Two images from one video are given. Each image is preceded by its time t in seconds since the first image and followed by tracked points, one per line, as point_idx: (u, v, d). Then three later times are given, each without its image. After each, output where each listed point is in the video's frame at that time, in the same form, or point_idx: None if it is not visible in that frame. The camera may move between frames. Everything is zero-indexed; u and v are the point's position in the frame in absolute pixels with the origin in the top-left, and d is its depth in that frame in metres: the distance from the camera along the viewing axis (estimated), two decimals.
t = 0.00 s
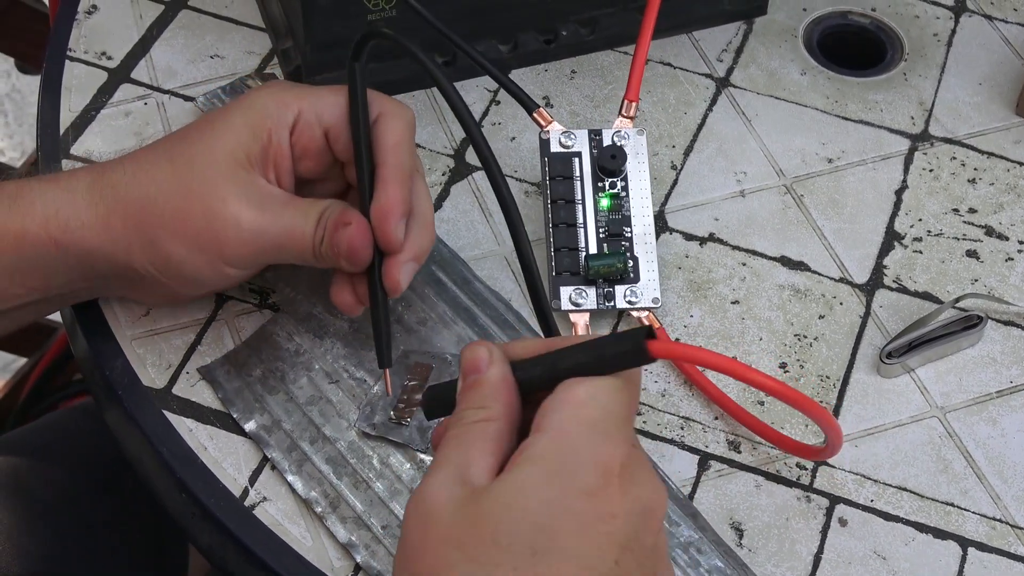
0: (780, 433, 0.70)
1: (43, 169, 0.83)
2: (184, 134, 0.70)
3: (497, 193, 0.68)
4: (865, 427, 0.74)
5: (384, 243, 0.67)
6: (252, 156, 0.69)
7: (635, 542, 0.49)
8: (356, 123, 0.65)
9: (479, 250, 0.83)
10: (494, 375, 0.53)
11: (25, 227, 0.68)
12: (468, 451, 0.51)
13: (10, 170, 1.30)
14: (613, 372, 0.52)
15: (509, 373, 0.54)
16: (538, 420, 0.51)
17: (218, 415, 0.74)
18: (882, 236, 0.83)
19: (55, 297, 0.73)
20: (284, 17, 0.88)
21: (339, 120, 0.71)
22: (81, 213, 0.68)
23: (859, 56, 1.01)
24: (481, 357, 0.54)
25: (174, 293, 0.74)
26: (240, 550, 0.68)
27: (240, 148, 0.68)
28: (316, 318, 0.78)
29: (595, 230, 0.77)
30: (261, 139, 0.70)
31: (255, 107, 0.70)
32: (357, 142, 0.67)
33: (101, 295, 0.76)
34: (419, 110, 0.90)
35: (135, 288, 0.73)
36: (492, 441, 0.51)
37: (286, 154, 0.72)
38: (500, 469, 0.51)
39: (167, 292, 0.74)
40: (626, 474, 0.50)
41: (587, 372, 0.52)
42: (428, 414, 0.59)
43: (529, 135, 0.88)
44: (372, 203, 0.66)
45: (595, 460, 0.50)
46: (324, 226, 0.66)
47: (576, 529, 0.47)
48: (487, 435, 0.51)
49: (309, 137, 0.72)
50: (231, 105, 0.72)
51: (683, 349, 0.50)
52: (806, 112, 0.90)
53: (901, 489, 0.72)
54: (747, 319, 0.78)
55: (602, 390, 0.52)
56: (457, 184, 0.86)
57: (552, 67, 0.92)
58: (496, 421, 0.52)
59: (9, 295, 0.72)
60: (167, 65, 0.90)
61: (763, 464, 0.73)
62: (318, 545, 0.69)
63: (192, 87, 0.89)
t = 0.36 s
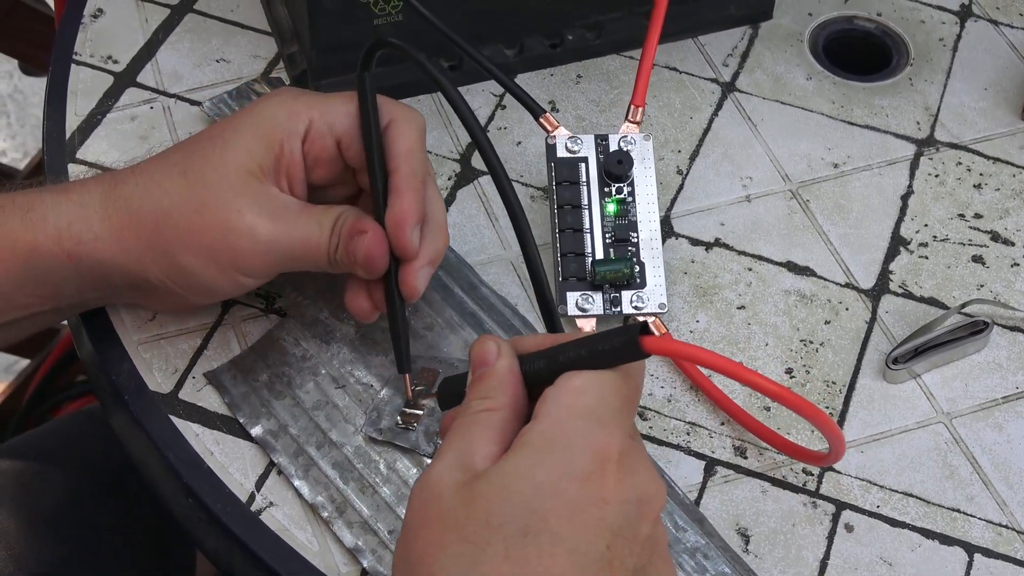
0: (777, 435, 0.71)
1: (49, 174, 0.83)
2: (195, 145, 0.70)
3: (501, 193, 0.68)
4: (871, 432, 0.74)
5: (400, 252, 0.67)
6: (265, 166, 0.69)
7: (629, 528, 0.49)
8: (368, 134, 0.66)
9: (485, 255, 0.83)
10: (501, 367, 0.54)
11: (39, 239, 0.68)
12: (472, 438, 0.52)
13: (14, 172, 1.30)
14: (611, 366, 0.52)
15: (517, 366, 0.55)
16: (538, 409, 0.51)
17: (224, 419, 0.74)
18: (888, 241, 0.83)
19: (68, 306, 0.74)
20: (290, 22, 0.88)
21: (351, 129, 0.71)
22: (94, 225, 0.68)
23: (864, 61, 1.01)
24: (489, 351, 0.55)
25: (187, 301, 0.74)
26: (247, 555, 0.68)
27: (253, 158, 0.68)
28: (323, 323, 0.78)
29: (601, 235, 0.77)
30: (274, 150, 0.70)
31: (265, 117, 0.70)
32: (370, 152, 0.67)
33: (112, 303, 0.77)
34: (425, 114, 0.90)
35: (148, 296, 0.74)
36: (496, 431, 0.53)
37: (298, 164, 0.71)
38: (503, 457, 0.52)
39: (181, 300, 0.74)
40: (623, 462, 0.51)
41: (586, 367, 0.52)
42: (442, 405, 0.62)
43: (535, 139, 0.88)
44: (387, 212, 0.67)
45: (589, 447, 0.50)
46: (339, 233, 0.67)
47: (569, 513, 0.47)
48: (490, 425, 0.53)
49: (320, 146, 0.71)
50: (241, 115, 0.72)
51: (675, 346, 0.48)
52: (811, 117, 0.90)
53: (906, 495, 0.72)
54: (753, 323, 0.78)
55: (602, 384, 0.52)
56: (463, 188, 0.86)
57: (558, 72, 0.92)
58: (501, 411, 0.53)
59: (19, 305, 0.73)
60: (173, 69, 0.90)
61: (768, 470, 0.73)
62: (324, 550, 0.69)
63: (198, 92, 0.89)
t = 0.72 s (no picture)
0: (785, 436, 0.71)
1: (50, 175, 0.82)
2: (198, 142, 0.69)
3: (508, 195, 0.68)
4: (875, 432, 0.74)
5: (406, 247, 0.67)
6: (270, 163, 0.69)
7: (622, 516, 0.49)
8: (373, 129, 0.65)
9: (488, 255, 0.82)
10: (495, 363, 0.55)
11: (46, 240, 0.69)
12: (466, 431, 0.52)
13: (15, 171, 1.29)
14: (606, 357, 0.52)
15: (510, 361, 0.55)
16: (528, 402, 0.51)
17: (227, 420, 0.73)
18: (892, 241, 0.83)
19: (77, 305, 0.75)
20: (293, 21, 0.88)
21: (355, 125, 0.71)
22: (100, 225, 0.69)
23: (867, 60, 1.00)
24: (484, 348, 0.56)
25: (194, 299, 0.74)
26: (251, 556, 0.68)
27: (257, 156, 0.68)
28: (326, 323, 0.78)
29: (605, 235, 0.77)
30: (278, 147, 0.69)
31: (268, 113, 0.70)
32: (374, 147, 0.66)
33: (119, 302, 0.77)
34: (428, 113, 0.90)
35: (155, 293, 0.74)
36: (490, 424, 0.52)
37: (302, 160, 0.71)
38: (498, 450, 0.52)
39: (188, 297, 0.74)
40: (616, 450, 0.50)
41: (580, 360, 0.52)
42: (443, 403, 0.63)
43: (538, 138, 0.88)
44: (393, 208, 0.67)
45: (580, 435, 0.50)
46: (344, 229, 0.67)
47: (561, 502, 0.47)
48: (485, 418, 0.52)
49: (324, 142, 0.71)
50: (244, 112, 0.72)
51: (665, 334, 0.49)
52: (815, 116, 0.90)
53: (911, 495, 0.72)
54: (757, 323, 0.78)
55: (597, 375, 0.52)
56: (466, 188, 0.86)
57: (561, 71, 0.92)
58: (495, 406, 0.53)
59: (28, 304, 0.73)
60: (174, 68, 0.90)
61: (773, 471, 0.72)
62: (328, 551, 0.68)
63: (200, 91, 0.89)
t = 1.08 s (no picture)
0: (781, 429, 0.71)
1: (49, 171, 0.83)
2: (198, 146, 0.69)
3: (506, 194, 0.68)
4: (875, 429, 0.74)
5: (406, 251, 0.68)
6: (271, 167, 0.69)
7: (610, 515, 0.49)
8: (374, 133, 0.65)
9: (488, 252, 0.82)
10: (485, 361, 0.55)
11: (45, 243, 0.69)
12: (456, 430, 0.52)
13: (14, 169, 1.29)
14: (597, 350, 0.52)
15: (502, 360, 0.56)
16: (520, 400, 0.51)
17: (226, 417, 0.73)
18: (891, 239, 0.83)
19: (76, 303, 0.75)
20: (292, 18, 0.88)
21: (356, 129, 0.71)
22: (101, 228, 0.68)
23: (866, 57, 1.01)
24: (475, 348, 0.56)
25: (194, 300, 0.74)
26: (250, 554, 0.68)
27: (258, 160, 0.68)
28: (326, 321, 0.78)
29: (605, 232, 0.77)
30: (279, 151, 0.69)
31: (269, 116, 0.69)
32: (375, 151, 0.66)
33: (118, 301, 0.77)
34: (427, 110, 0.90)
35: (154, 294, 0.74)
36: (480, 423, 0.52)
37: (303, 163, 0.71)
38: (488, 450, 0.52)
39: (187, 299, 0.74)
40: (604, 448, 0.51)
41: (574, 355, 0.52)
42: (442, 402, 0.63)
43: (538, 136, 0.88)
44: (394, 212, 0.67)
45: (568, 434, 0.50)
46: (344, 233, 0.67)
47: (548, 501, 0.47)
48: (475, 417, 0.53)
49: (325, 145, 0.71)
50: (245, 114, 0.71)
51: (657, 328, 0.49)
52: (814, 114, 0.90)
53: (910, 492, 0.72)
54: (756, 320, 0.78)
55: (590, 370, 0.52)
56: (465, 185, 0.86)
57: (560, 69, 0.92)
58: (485, 405, 0.53)
59: (27, 304, 0.73)
60: (174, 65, 0.90)
61: (772, 468, 0.72)
62: (327, 548, 0.68)
63: (199, 88, 0.89)
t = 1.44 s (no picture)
0: (777, 423, 0.71)
1: (46, 168, 0.83)
2: (194, 147, 0.69)
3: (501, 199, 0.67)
4: (871, 424, 0.74)
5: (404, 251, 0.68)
6: (268, 168, 0.69)
7: (605, 512, 0.49)
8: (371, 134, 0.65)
9: (485, 248, 0.83)
10: (479, 359, 0.56)
11: (43, 246, 0.69)
12: (450, 429, 0.52)
13: (12, 166, 1.29)
14: (591, 348, 0.53)
15: (496, 356, 0.56)
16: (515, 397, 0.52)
17: (223, 412, 0.74)
18: (887, 234, 0.83)
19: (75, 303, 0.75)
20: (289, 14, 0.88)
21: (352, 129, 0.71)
22: (99, 232, 0.69)
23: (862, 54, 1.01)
24: (469, 346, 0.57)
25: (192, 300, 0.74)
26: (247, 549, 0.68)
27: (255, 161, 0.68)
28: (324, 317, 0.78)
29: (602, 228, 0.77)
30: (276, 152, 0.69)
31: (265, 118, 0.69)
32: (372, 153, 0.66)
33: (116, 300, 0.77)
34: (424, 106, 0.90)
35: (153, 294, 0.74)
36: (475, 420, 0.53)
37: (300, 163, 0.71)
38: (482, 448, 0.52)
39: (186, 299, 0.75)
40: (597, 446, 0.51)
41: (569, 352, 0.53)
42: (438, 398, 0.63)
43: (535, 131, 0.88)
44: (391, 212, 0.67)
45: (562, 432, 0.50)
46: (342, 233, 0.67)
47: (543, 498, 0.47)
48: (469, 415, 0.53)
49: (322, 146, 0.71)
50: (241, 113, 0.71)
51: (649, 325, 0.50)
52: (811, 110, 0.90)
53: (906, 487, 0.72)
54: (753, 316, 0.78)
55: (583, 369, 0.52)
56: (462, 181, 0.86)
57: (557, 65, 0.92)
58: (479, 402, 0.53)
59: (25, 305, 0.73)
60: (171, 62, 0.90)
61: (768, 463, 0.72)
62: (324, 543, 0.68)
63: (196, 84, 0.89)
